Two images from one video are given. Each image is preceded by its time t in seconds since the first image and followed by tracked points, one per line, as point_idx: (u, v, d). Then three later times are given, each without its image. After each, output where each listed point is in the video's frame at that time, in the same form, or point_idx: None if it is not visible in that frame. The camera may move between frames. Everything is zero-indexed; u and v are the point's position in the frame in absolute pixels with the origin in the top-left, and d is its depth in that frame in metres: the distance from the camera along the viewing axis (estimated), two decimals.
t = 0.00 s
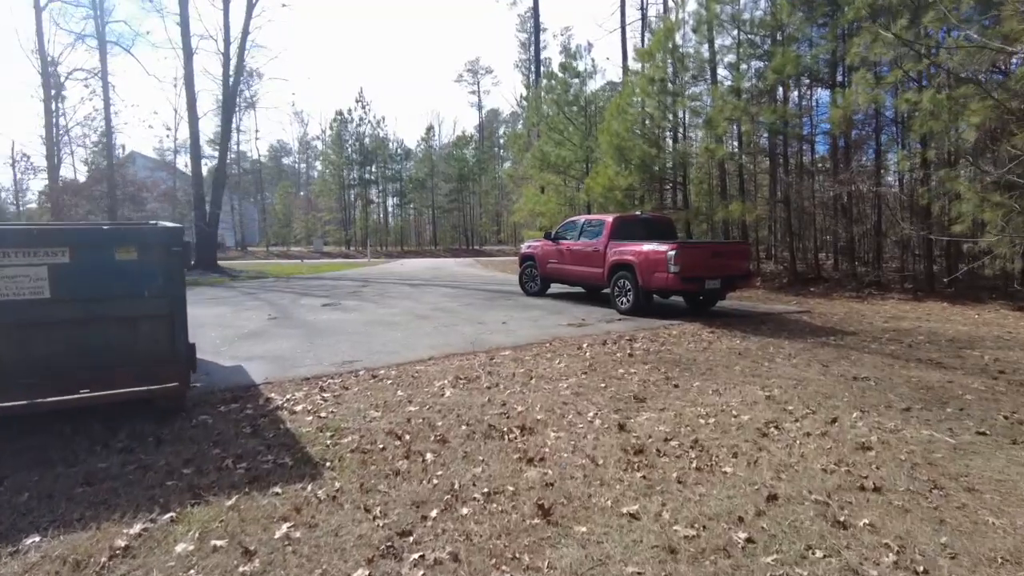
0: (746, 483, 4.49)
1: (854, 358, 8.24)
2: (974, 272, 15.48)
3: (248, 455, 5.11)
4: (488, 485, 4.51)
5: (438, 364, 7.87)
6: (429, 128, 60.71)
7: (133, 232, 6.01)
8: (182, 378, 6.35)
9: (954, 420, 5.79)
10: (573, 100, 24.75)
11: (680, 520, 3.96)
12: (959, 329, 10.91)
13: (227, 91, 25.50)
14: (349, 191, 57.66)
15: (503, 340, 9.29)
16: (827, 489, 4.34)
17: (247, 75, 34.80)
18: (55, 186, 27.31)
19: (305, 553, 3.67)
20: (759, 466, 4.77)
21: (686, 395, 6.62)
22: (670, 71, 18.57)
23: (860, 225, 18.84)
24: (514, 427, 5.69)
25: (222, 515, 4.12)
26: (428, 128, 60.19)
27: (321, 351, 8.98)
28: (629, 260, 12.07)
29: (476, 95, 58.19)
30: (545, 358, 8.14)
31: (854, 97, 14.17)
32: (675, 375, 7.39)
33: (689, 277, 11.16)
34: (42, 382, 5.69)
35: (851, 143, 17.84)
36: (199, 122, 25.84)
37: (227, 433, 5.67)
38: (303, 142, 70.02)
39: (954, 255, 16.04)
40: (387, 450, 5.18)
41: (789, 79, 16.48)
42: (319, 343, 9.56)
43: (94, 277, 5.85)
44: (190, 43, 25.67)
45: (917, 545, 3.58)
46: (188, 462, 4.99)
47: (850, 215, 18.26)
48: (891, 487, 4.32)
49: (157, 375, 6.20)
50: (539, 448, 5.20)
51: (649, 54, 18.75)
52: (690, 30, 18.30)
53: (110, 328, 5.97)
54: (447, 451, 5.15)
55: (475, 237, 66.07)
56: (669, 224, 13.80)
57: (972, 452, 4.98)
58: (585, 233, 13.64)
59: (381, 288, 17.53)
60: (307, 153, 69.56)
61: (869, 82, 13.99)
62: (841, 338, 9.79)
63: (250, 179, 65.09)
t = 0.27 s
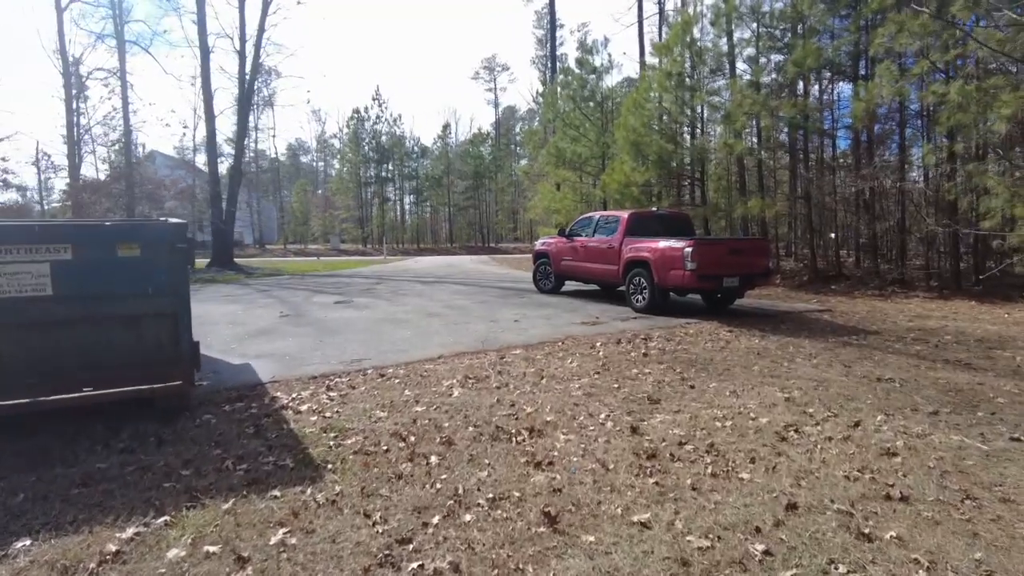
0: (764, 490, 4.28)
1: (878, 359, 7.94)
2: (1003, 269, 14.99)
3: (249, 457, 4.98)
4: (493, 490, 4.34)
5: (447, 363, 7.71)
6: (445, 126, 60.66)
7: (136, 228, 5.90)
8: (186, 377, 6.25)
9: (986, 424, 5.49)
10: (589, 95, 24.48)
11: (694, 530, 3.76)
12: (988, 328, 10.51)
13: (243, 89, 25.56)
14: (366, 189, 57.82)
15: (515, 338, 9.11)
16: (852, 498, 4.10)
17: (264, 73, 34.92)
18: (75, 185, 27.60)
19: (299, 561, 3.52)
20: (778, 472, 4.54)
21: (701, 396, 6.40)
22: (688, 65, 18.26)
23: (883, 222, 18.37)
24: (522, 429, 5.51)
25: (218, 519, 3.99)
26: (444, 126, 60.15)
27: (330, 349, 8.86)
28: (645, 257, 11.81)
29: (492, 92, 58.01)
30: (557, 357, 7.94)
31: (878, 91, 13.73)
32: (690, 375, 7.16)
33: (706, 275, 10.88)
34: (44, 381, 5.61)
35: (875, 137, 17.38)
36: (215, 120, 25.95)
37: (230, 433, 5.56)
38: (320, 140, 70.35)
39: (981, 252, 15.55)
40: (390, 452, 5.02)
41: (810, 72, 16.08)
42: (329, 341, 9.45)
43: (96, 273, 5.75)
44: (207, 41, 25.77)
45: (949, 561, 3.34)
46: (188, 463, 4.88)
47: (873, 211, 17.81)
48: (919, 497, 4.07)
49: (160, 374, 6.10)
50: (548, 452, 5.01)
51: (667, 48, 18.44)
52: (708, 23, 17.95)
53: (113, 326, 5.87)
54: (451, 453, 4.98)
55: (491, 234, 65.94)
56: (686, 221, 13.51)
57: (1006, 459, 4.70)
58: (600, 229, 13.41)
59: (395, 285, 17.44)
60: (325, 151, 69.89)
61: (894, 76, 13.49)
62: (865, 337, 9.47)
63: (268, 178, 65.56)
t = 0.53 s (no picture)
0: (782, 500, 4.04)
1: (898, 360, 7.65)
2: None
3: (244, 460, 4.81)
4: (494, 498, 4.14)
5: (451, 363, 7.50)
6: (456, 122, 60.47)
7: (130, 223, 5.72)
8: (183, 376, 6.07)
9: (1016, 431, 5.21)
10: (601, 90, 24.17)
11: (707, 544, 3.53)
12: (1011, 328, 10.16)
13: (253, 85, 25.47)
14: (376, 185, 57.78)
15: (522, 337, 8.90)
16: (875, 509, 3.86)
17: (274, 69, 34.85)
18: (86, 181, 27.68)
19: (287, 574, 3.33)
20: (796, 481, 4.31)
21: (714, 398, 6.16)
22: (701, 58, 17.93)
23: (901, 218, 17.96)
24: (527, 433, 5.30)
25: (206, 526, 3.82)
26: (454, 122, 59.95)
27: (334, 348, 8.68)
28: (656, 254, 11.55)
29: (502, 88, 57.68)
30: (565, 357, 7.72)
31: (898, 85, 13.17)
32: (703, 376, 6.91)
33: (719, 272, 10.61)
34: (37, 381, 5.44)
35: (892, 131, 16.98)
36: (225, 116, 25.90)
37: (225, 435, 5.39)
38: (331, 137, 70.40)
39: (1002, 250, 15.14)
40: (389, 457, 4.82)
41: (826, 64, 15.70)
42: (332, 339, 9.28)
43: (89, 271, 5.58)
44: (217, 38, 25.70)
45: None
46: (180, 466, 4.71)
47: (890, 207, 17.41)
48: (947, 509, 3.82)
49: (157, 373, 5.92)
50: (553, 457, 4.80)
51: (679, 42, 18.13)
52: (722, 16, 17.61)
53: (107, 325, 5.69)
54: (452, 458, 4.78)
55: (501, 231, 65.72)
56: (699, 217, 13.23)
57: None
58: (611, 226, 13.15)
59: (403, 282, 17.28)
60: (335, 148, 69.94)
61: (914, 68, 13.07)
62: (884, 337, 9.16)
63: (279, 174, 65.68)
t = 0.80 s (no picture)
0: (797, 517, 3.82)
1: (915, 365, 7.40)
2: None
3: (235, 470, 4.64)
4: (493, 513, 3.95)
5: (453, 367, 7.31)
6: (463, 121, 60.29)
7: (122, 223, 5.56)
8: (178, 381, 5.90)
9: None
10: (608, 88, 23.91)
11: (718, 566, 3.33)
12: None
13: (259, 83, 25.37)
14: (383, 184, 57.69)
15: (527, 339, 8.70)
16: (896, 529, 3.64)
17: (280, 67, 34.80)
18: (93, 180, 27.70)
19: None
20: (811, 496, 4.09)
21: (724, 405, 5.94)
22: (710, 55, 17.66)
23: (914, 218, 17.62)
24: (529, 442, 5.11)
25: (191, 542, 3.65)
26: (462, 121, 59.78)
27: (334, 350, 8.51)
28: (664, 255, 11.32)
29: (510, 87, 57.45)
30: (569, 361, 7.52)
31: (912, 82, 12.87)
32: (712, 382, 6.69)
33: (729, 273, 10.37)
34: (26, 386, 5.26)
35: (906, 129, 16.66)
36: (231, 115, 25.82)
37: (218, 442, 5.23)
38: (338, 135, 70.38)
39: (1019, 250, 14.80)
40: (385, 467, 4.64)
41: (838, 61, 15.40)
42: (333, 341, 9.11)
43: (80, 272, 5.42)
44: (223, 36, 25.61)
45: None
46: (169, 476, 4.55)
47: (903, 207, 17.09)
48: (974, 530, 3.60)
49: (151, 377, 5.76)
50: (556, 469, 4.60)
51: (688, 38, 17.86)
52: (731, 12, 17.33)
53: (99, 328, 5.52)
54: (451, 469, 4.59)
55: (508, 230, 65.53)
56: (708, 217, 12.98)
57: None
58: (618, 225, 12.94)
59: (407, 282, 17.10)
60: (343, 146, 69.90)
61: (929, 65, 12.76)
62: (899, 341, 8.90)
63: (286, 173, 65.71)
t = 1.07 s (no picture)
0: (810, 535, 3.62)
1: (931, 370, 7.15)
2: None
3: (225, 479, 4.49)
4: (490, 528, 3.77)
5: (454, 371, 7.14)
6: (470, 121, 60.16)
7: (115, 224, 5.41)
8: (171, 386, 5.70)
9: None
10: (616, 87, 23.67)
11: None
12: None
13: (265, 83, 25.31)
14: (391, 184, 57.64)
15: (531, 342, 8.51)
16: (917, 548, 3.43)
17: (288, 68, 34.80)
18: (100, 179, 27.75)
19: None
20: (825, 511, 3.89)
21: (734, 413, 5.73)
22: (719, 53, 17.42)
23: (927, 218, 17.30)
24: (530, 451, 4.93)
25: (174, 557, 3.50)
26: (469, 121, 59.64)
27: (334, 352, 8.35)
28: (672, 255, 11.10)
29: (518, 86, 57.25)
30: (574, 365, 7.32)
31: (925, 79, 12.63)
32: (721, 388, 6.48)
33: (738, 274, 10.15)
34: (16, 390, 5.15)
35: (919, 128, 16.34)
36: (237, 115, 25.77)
37: (210, 449, 5.07)
38: (346, 136, 70.43)
39: None
40: (379, 477, 4.47)
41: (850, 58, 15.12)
42: (334, 343, 8.96)
43: (72, 274, 5.29)
44: (229, 36, 25.56)
45: None
46: (157, 485, 4.40)
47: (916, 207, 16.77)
48: (999, 550, 3.39)
49: (143, 382, 5.58)
50: (557, 480, 4.42)
51: (697, 36, 17.62)
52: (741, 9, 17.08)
53: (90, 331, 5.37)
54: (447, 480, 4.42)
55: (516, 230, 65.34)
56: (717, 217, 12.75)
57: None
58: (625, 225, 12.74)
59: (412, 283, 16.94)
60: (350, 146, 69.92)
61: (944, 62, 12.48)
62: (913, 345, 8.65)
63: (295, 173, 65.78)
